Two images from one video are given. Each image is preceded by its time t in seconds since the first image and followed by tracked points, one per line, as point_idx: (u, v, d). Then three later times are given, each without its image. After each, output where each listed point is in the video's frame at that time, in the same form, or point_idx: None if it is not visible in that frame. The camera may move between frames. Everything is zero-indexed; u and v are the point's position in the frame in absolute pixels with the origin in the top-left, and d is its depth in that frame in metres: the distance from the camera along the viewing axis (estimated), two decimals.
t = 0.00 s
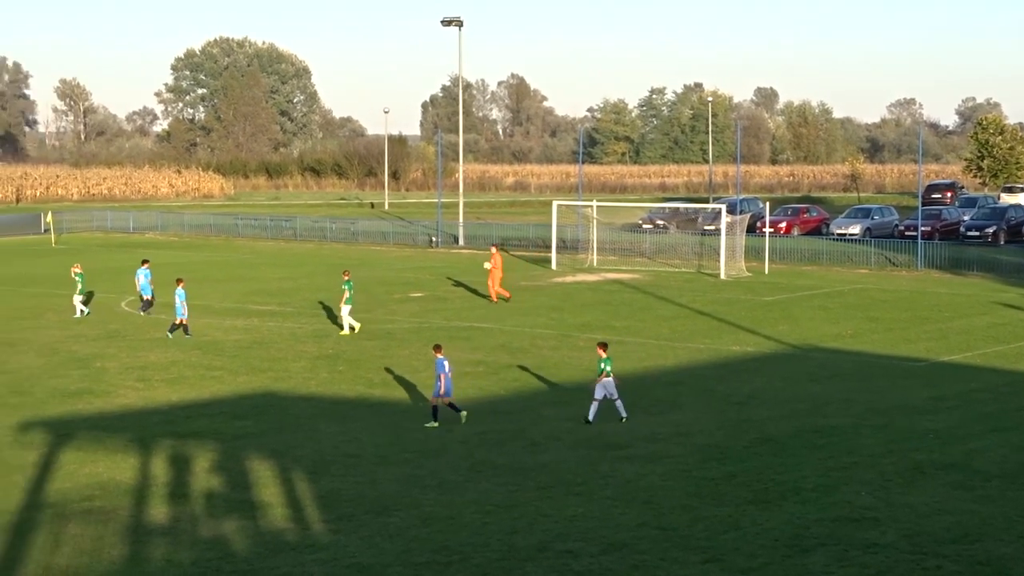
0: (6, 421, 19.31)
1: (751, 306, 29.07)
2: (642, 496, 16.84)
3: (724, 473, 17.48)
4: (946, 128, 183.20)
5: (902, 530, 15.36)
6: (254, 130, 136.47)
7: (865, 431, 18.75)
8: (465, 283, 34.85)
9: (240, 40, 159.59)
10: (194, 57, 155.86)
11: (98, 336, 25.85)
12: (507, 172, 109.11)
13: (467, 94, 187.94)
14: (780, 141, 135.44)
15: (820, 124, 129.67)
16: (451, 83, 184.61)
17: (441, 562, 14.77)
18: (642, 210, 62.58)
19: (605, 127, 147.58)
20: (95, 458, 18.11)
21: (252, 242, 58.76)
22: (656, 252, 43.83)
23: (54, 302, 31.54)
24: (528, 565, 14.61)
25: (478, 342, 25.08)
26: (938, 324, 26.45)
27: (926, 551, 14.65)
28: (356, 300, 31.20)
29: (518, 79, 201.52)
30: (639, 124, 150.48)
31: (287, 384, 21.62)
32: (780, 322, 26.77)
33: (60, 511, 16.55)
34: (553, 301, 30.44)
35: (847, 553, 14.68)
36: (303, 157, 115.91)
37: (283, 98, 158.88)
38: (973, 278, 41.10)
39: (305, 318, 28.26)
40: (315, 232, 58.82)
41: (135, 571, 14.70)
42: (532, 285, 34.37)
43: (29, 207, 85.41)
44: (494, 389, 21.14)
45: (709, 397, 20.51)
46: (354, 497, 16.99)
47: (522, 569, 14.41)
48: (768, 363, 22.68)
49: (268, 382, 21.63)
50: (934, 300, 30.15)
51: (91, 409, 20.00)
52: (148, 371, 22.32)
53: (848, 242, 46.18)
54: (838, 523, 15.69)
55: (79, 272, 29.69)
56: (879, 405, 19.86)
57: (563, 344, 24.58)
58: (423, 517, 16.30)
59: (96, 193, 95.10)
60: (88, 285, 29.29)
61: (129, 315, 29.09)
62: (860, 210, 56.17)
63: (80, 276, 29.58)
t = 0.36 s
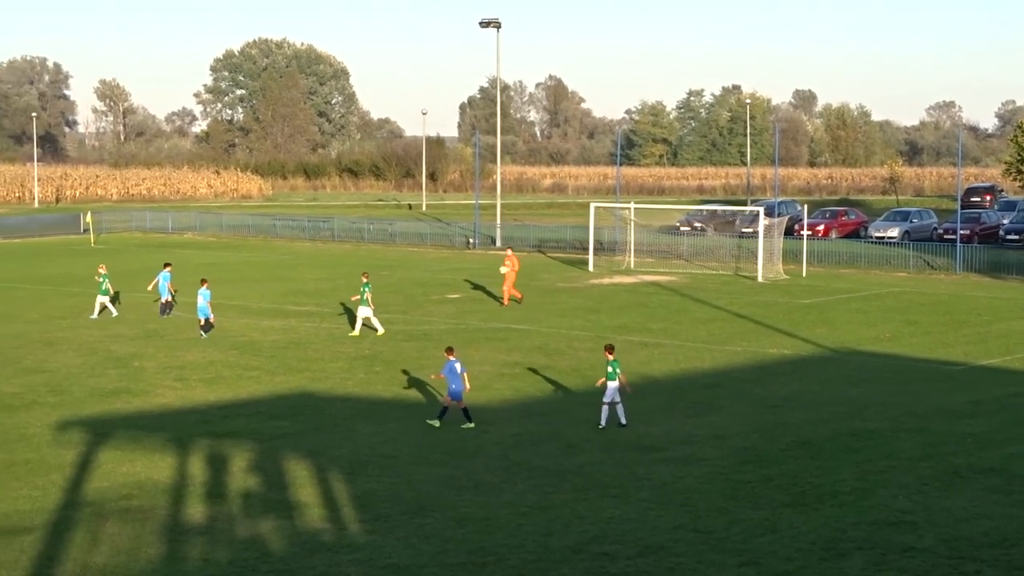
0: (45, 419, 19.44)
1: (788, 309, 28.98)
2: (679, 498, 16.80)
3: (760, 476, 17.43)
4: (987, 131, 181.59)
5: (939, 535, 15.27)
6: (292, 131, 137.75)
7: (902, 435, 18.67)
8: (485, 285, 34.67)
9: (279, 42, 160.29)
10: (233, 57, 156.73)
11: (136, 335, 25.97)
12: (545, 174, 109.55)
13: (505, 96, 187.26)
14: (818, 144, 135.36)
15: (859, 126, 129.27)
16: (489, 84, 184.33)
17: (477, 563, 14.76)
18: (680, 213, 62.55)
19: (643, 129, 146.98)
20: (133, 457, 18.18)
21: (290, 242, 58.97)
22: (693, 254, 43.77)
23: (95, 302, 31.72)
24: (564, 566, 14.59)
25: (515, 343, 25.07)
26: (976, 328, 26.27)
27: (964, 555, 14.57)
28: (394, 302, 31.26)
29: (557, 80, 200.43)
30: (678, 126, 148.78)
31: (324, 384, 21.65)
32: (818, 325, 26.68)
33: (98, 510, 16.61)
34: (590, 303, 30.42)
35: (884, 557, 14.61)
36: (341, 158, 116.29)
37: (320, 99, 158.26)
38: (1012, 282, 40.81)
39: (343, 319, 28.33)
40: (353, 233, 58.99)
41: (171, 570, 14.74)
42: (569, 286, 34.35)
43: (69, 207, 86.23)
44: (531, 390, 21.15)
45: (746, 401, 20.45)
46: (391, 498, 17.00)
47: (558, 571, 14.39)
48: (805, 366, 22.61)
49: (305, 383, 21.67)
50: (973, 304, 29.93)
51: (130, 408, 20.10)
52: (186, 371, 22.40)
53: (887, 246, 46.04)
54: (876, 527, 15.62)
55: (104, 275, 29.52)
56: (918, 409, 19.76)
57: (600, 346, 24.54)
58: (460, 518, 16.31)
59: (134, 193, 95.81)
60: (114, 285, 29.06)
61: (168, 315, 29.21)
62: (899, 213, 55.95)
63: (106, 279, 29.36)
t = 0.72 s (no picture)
0: (80, 422, 19.56)
1: (821, 313, 28.93)
2: (712, 502, 16.79)
3: (793, 480, 17.40)
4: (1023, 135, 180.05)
5: (973, 540, 15.21)
6: (324, 135, 140.10)
7: (935, 439, 18.63)
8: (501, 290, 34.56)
9: (313, 46, 161.33)
10: (266, 61, 157.68)
11: (170, 338, 26.08)
12: (577, 178, 109.98)
13: (539, 100, 186.69)
14: (851, 148, 135.24)
15: (892, 130, 129.03)
16: (521, 88, 184.13)
17: (509, 567, 14.74)
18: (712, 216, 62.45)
19: (676, 133, 147.78)
20: (167, 459, 18.25)
21: (323, 246, 59.07)
22: (726, 258, 43.84)
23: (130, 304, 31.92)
24: (596, 570, 14.58)
25: (547, 347, 25.06)
26: (1011, 333, 26.15)
27: (999, 560, 14.51)
28: (426, 305, 31.31)
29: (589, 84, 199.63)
30: (711, 130, 149.81)
31: (357, 387, 21.70)
32: (851, 329, 26.61)
33: (131, 512, 16.68)
34: (622, 306, 30.42)
35: (917, 562, 14.54)
36: (373, 162, 117.57)
37: (353, 104, 155.92)
38: None
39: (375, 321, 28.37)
40: (386, 237, 59.22)
41: (204, 571, 14.79)
42: (601, 290, 34.34)
43: (104, 211, 86.93)
44: (564, 394, 21.17)
45: (780, 404, 20.42)
46: (424, 501, 17.04)
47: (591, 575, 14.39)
48: (838, 370, 22.57)
49: (337, 386, 21.72)
50: (1008, 308, 29.78)
51: (164, 410, 20.19)
52: (219, 373, 22.49)
53: (920, 249, 45.83)
54: (909, 531, 15.56)
55: (122, 280, 29.20)
56: (951, 414, 19.71)
57: (632, 349, 24.52)
58: (492, 521, 16.31)
59: (168, 196, 96.10)
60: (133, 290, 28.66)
61: (202, 318, 29.33)
62: (933, 217, 55.76)
63: (125, 283, 29.01)
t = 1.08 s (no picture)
0: (118, 424, 19.67)
1: (857, 318, 28.85)
2: (748, 508, 16.75)
3: (829, 486, 17.35)
4: None
5: (1013, 547, 15.10)
6: (361, 139, 140.62)
7: (973, 446, 18.53)
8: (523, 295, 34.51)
9: (348, 50, 162.13)
10: (303, 66, 159.79)
11: (207, 342, 26.21)
12: (613, 182, 110.11)
13: (574, 104, 185.70)
14: (889, 152, 135.28)
15: (930, 134, 130.18)
16: (557, 92, 184.13)
17: (545, 571, 14.73)
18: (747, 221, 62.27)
19: (712, 137, 146.65)
20: (203, 462, 18.32)
21: (358, 249, 59.18)
22: (762, 263, 43.91)
23: (168, 307, 32.13)
24: None
25: (582, 351, 25.05)
26: None
27: None
28: (462, 309, 31.36)
29: (626, 88, 198.79)
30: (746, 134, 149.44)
31: (392, 391, 21.74)
32: (887, 335, 26.53)
33: (167, 514, 16.76)
34: (657, 311, 30.42)
35: (955, 569, 14.46)
36: (410, 167, 118.72)
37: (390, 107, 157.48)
38: None
39: (410, 325, 28.44)
40: (421, 241, 59.27)
41: (238, 574, 14.83)
42: (636, 294, 34.33)
43: (141, 214, 87.75)
44: (599, 399, 21.17)
45: (816, 410, 20.38)
46: (459, 505, 17.04)
47: None
48: (874, 376, 22.51)
49: (374, 390, 21.78)
50: None
51: (200, 413, 20.28)
52: (255, 377, 22.57)
53: (957, 255, 45.48)
54: (947, 538, 15.48)
55: (149, 280, 28.66)
56: (989, 420, 19.62)
57: (667, 354, 24.53)
58: (528, 525, 16.31)
59: (205, 201, 97.00)
60: (160, 292, 28.45)
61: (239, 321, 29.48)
62: (970, 222, 55.42)
63: (151, 286, 28.70)
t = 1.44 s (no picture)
0: (157, 427, 19.79)
1: (895, 323, 28.77)
2: (786, 514, 16.69)
3: (868, 492, 17.27)
4: None
5: None
6: (399, 143, 140.69)
7: (1014, 452, 18.42)
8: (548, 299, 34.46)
9: (386, 54, 161.68)
10: (341, 70, 158.86)
11: (246, 345, 26.34)
12: (650, 186, 110.02)
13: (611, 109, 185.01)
14: (927, 157, 134.82)
15: (969, 138, 129.58)
16: (595, 96, 183.93)
17: None
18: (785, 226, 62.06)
19: (750, 142, 146.15)
20: (241, 465, 18.38)
21: (395, 253, 59.30)
22: (800, 268, 43.61)
23: (208, 310, 32.36)
24: None
25: (620, 355, 25.05)
26: None
27: None
28: (498, 313, 31.42)
29: (663, 92, 197.92)
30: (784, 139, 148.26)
31: (430, 396, 21.79)
32: (925, 341, 26.43)
33: (206, 516, 16.82)
34: (694, 315, 30.44)
35: None
36: (447, 170, 119.11)
37: (428, 111, 157.67)
38: None
39: (448, 329, 28.50)
40: (458, 245, 58.71)
41: None
42: (673, 299, 34.33)
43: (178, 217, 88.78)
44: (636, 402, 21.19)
45: (853, 415, 20.34)
46: (496, 509, 17.04)
47: None
48: (913, 382, 22.42)
49: (411, 394, 21.83)
50: None
51: (239, 416, 20.38)
52: (292, 381, 22.66)
53: (997, 261, 45.10)
54: (987, 544, 15.36)
55: (177, 284, 28.55)
56: None
57: (705, 359, 24.54)
58: (564, 530, 16.30)
59: (243, 204, 98.13)
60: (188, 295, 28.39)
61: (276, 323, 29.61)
62: (1010, 227, 55.00)
63: (177, 289, 28.56)
